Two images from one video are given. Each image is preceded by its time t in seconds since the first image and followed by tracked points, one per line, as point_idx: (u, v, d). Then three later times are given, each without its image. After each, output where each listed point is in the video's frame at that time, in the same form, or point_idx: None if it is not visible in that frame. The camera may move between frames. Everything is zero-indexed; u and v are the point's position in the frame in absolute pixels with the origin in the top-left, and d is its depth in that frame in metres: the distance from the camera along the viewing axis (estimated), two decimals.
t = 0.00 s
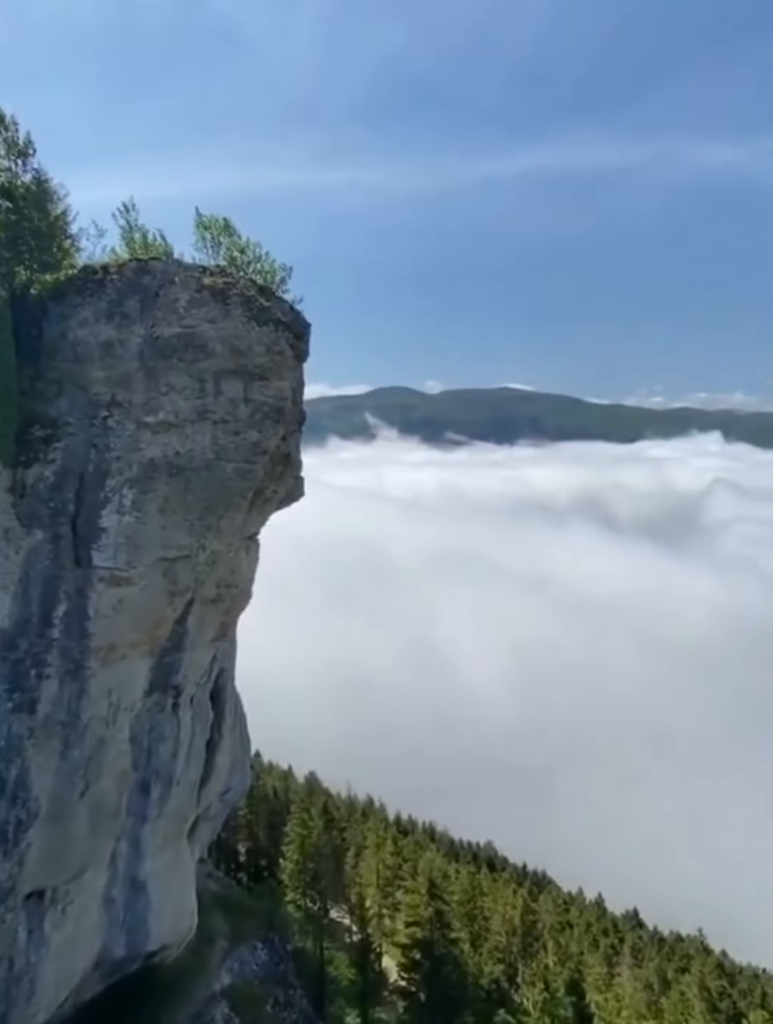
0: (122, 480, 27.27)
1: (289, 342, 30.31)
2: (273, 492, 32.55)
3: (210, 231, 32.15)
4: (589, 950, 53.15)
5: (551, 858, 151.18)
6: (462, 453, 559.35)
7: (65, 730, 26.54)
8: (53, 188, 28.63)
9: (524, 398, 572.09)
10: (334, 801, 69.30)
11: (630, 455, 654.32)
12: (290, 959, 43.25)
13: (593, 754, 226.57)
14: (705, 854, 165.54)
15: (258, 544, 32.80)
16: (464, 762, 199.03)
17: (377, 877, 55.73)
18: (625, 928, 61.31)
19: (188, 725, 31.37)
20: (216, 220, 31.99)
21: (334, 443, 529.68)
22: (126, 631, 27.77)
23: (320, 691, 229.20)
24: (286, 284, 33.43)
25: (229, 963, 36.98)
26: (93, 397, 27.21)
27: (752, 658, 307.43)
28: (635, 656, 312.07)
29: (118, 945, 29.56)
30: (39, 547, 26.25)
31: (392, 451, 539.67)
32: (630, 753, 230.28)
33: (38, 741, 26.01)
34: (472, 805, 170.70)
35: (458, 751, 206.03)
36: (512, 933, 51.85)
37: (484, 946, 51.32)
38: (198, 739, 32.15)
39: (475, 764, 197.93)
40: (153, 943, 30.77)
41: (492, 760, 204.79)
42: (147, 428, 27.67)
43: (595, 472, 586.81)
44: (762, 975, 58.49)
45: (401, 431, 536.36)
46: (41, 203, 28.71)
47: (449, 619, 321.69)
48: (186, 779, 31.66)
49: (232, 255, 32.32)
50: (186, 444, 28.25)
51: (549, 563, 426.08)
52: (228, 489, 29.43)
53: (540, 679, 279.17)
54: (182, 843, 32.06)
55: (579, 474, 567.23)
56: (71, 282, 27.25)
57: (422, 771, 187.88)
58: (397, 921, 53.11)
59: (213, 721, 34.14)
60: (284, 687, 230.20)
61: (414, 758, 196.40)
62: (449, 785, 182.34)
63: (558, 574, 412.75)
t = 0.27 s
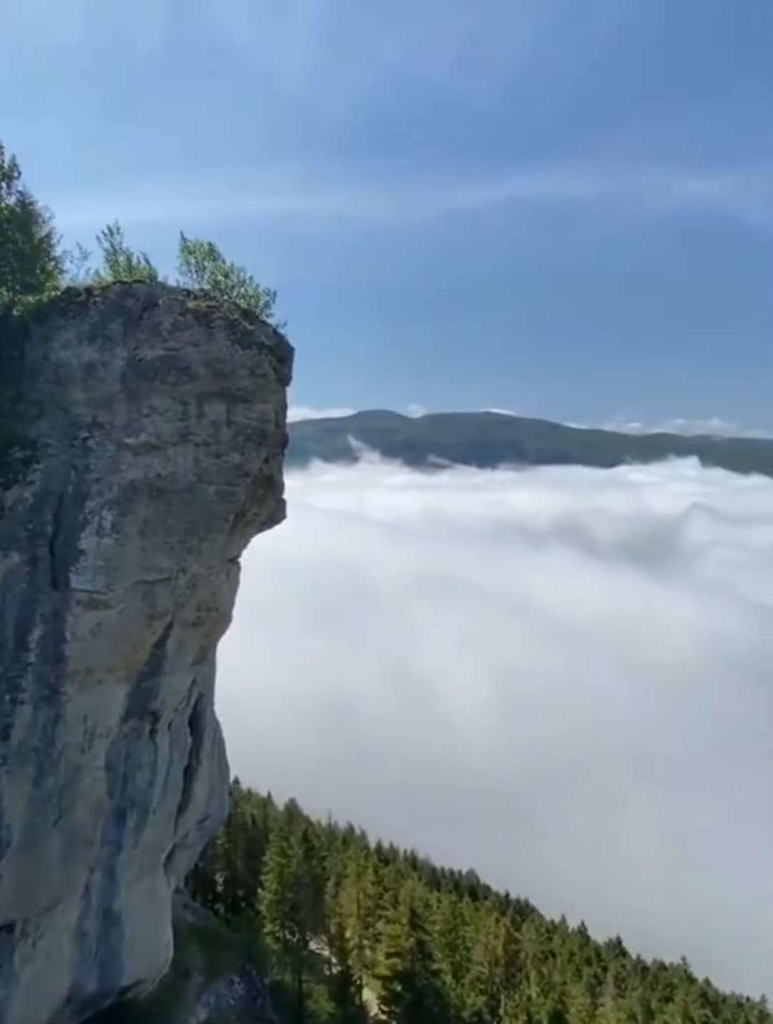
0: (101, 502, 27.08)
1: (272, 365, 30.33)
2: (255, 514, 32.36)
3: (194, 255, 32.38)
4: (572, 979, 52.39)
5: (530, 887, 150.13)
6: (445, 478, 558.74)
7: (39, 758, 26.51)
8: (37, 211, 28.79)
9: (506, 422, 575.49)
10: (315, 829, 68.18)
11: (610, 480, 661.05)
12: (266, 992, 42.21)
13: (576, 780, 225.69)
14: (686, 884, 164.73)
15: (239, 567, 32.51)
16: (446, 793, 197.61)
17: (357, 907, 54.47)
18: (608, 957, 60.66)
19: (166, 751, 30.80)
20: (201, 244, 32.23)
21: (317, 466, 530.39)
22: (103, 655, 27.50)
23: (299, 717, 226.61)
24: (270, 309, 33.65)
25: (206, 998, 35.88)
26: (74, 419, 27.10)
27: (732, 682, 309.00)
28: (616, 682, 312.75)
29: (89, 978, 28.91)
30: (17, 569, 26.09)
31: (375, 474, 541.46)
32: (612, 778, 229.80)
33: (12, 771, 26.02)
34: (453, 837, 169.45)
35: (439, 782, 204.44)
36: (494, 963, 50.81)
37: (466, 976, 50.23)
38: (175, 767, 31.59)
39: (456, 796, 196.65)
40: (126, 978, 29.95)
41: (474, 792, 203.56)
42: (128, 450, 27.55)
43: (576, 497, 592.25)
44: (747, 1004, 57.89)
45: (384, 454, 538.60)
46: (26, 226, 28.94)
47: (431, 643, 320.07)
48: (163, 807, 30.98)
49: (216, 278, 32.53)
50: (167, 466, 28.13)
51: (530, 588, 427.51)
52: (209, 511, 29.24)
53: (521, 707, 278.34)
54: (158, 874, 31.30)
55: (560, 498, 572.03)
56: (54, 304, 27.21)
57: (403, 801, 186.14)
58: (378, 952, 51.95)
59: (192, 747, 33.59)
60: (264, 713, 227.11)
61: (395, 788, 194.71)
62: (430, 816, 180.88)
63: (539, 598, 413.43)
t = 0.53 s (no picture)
0: (80, 518, 26.82)
1: (255, 383, 30.36)
2: (236, 532, 32.20)
3: (178, 273, 32.49)
4: (554, 1002, 51.85)
5: (511, 907, 148.70)
6: (426, 495, 571.50)
7: (12, 779, 25.84)
8: (20, 227, 28.79)
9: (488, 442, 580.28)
10: (295, 852, 67.19)
11: (590, 500, 666.80)
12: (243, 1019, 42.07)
13: (559, 799, 224.49)
14: (668, 904, 163.61)
15: (220, 585, 32.30)
16: (428, 813, 195.82)
17: (337, 932, 52.78)
18: (591, 980, 60.17)
19: (143, 772, 30.29)
20: (185, 262, 32.31)
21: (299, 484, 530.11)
22: (80, 675, 27.12)
23: (280, 738, 224.15)
24: (253, 327, 33.80)
25: None
26: (54, 435, 26.86)
27: (712, 701, 311.38)
28: (597, 701, 313.37)
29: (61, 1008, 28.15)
30: None
31: (357, 493, 542.13)
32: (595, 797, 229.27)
33: None
34: (435, 857, 167.99)
35: (421, 803, 202.71)
36: (476, 989, 50.32)
37: (448, 1002, 49.81)
38: (152, 789, 31.06)
39: (439, 817, 194.90)
40: (99, 1007, 29.21)
41: (456, 812, 201.95)
42: (108, 466, 27.36)
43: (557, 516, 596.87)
44: None
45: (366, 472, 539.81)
46: (9, 241, 28.90)
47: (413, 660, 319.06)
48: (140, 830, 30.41)
49: (199, 296, 32.62)
50: (148, 483, 27.95)
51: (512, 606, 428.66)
52: (189, 528, 29.05)
53: (503, 727, 277.76)
54: (133, 898, 30.68)
55: (541, 517, 576.09)
56: (35, 320, 27.04)
57: (385, 823, 184.14)
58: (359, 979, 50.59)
59: (170, 768, 33.04)
60: (243, 733, 224.54)
61: (377, 809, 192.73)
62: (412, 838, 179.27)
63: (521, 616, 414.25)
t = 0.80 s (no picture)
0: (57, 532, 26.52)
1: (236, 398, 30.35)
2: (216, 547, 31.95)
3: (159, 288, 32.49)
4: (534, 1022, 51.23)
5: (494, 926, 147.64)
6: (407, 510, 584.27)
7: None
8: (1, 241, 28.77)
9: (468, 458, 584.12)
10: (272, 873, 66.28)
11: (569, 516, 672.62)
12: None
13: (539, 815, 223.80)
14: (649, 921, 163.56)
15: (198, 601, 31.98)
16: (408, 832, 194.52)
17: (315, 954, 51.94)
18: (571, 1000, 59.59)
19: (119, 792, 29.74)
20: (166, 276, 32.39)
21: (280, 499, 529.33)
22: (55, 693, 26.71)
23: (258, 758, 221.65)
24: (235, 342, 33.81)
25: None
26: (31, 448, 26.56)
27: (691, 716, 313.52)
28: (576, 717, 314.16)
29: None
30: None
31: (338, 508, 542.13)
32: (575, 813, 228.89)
33: None
34: (416, 877, 166.52)
35: (401, 821, 201.20)
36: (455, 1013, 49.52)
37: None
38: (128, 807, 30.50)
39: (419, 835, 193.48)
40: None
41: (437, 830, 200.66)
42: (86, 480, 27.10)
43: (536, 532, 600.94)
44: None
45: (347, 488, 540.73)
46: None
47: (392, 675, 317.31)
48: (114, 850, 29.82)
49: (181, 311, 32.63)
50: (127, 497, 27.74)
51: (494, 622, 429.55)
52: (169, 543, 28.81)
53: (483, 744, 277.25)
54: (106, 922, 30.04)
55: (521, 533, 579.41)
56: (14, 334, 26.83)
57: (365, 842, 182.45)
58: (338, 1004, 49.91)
59: (146, 787, 32.48)
60: (220, 751, 222.12)
61: (357, 829, 190.86)
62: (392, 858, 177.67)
63: (501, 631, 414.93)
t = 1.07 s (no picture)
0: (32, 545, 26.22)
1: (216, 410, 30.24)
2: (194, 559, 31.71)
3: (139, 299, 32.37)
4: None
5: (474, 942, 147.06)
6: (387, 523, 584.75)
7: None
8: None
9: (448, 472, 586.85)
10: (248, 890, 65.41)
11: (547, 530, 677.42)
12: None
13: (518, 829, 223.13)
14: (628, 938, 163.31)
15: (175, 615, 31.67)
16: (386, 847, 193.39)
17: (293, 974, 51.89)
18: (547, 1016, 59.43)
19: (92, 809, 29.22)
20: (146, 288, 32.29)
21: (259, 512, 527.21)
22: (28, 707, 26.34)
23: (235, 774, 218.79)
24: (216, 354, 33.76)
25: None
26: (7, 460, 26.29)
27: (668, 729, 315.60)
28: (555, 730, 314.87)
29: None
30: None
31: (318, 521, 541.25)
32: (554, 826, 228.58)
33: None
34: (395, 893, 165.45)
35: (380, 837, 199.57)
36: None
37: None
38: (102, 825, 29.96)
39: (399, 851, 192.01)
40: None
41: (416, 845, 199.34)
42: (63, 492, 26.86)
43: (515, 546, 604.40)
44: None
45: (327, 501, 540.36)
46: None
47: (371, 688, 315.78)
48: (87, 869, 29.25)
49: (161, 323, 32.52)
50: (104, 510, 27.48)
51: (473, 635, 430.21)
52: (146, 555, 28.49)
53: (462, 758, 276.41)
54: (78, 943, 29.45)
55: (500, 547, 582.41)
56: None
57: (344, 859, 180.66)
58: None
59: (121, 804, 31.95)
60: (197, 767, 219.27)
61: (336, 845, 189.01)
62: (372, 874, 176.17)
63: (480, 644, 415.20)
